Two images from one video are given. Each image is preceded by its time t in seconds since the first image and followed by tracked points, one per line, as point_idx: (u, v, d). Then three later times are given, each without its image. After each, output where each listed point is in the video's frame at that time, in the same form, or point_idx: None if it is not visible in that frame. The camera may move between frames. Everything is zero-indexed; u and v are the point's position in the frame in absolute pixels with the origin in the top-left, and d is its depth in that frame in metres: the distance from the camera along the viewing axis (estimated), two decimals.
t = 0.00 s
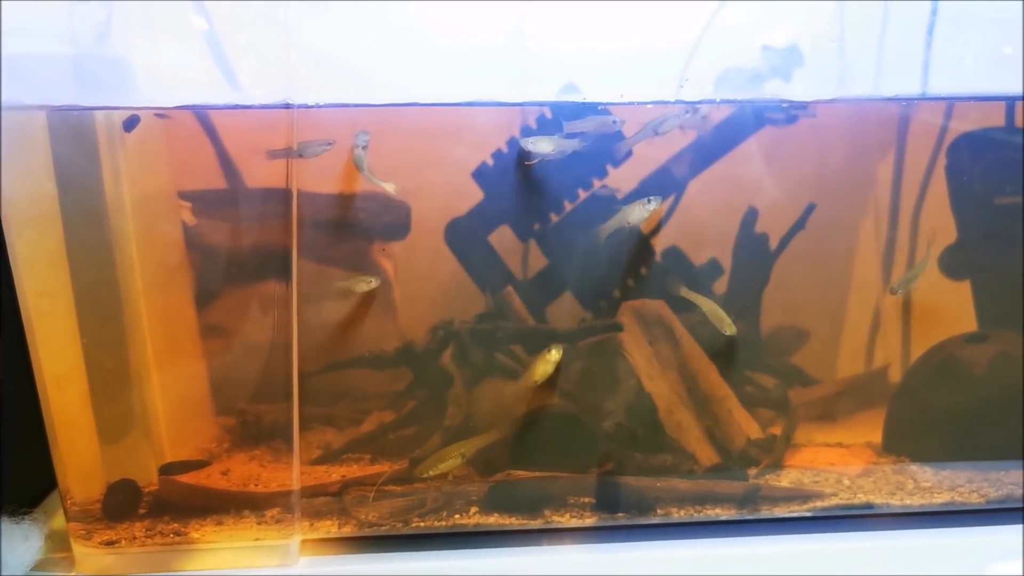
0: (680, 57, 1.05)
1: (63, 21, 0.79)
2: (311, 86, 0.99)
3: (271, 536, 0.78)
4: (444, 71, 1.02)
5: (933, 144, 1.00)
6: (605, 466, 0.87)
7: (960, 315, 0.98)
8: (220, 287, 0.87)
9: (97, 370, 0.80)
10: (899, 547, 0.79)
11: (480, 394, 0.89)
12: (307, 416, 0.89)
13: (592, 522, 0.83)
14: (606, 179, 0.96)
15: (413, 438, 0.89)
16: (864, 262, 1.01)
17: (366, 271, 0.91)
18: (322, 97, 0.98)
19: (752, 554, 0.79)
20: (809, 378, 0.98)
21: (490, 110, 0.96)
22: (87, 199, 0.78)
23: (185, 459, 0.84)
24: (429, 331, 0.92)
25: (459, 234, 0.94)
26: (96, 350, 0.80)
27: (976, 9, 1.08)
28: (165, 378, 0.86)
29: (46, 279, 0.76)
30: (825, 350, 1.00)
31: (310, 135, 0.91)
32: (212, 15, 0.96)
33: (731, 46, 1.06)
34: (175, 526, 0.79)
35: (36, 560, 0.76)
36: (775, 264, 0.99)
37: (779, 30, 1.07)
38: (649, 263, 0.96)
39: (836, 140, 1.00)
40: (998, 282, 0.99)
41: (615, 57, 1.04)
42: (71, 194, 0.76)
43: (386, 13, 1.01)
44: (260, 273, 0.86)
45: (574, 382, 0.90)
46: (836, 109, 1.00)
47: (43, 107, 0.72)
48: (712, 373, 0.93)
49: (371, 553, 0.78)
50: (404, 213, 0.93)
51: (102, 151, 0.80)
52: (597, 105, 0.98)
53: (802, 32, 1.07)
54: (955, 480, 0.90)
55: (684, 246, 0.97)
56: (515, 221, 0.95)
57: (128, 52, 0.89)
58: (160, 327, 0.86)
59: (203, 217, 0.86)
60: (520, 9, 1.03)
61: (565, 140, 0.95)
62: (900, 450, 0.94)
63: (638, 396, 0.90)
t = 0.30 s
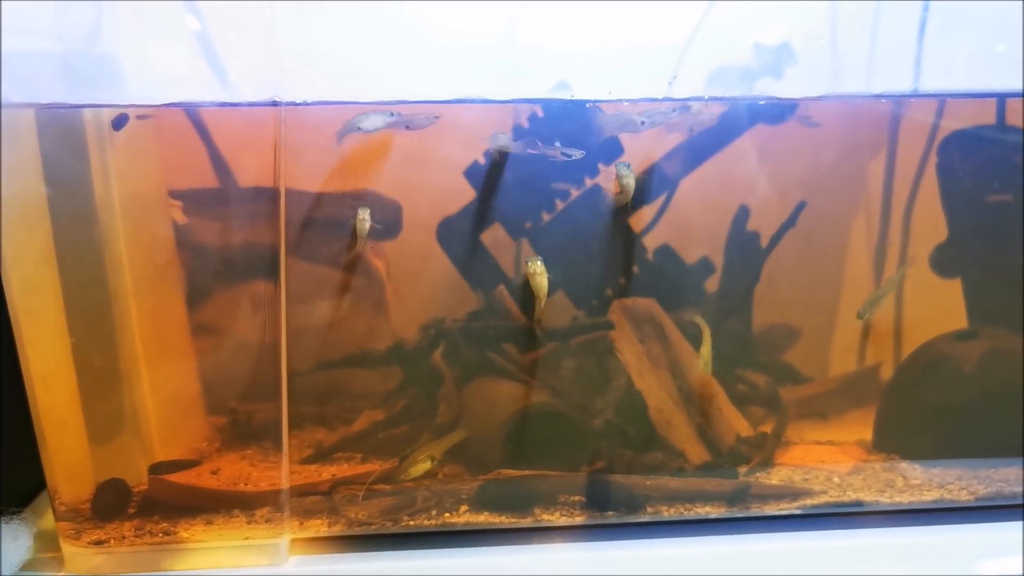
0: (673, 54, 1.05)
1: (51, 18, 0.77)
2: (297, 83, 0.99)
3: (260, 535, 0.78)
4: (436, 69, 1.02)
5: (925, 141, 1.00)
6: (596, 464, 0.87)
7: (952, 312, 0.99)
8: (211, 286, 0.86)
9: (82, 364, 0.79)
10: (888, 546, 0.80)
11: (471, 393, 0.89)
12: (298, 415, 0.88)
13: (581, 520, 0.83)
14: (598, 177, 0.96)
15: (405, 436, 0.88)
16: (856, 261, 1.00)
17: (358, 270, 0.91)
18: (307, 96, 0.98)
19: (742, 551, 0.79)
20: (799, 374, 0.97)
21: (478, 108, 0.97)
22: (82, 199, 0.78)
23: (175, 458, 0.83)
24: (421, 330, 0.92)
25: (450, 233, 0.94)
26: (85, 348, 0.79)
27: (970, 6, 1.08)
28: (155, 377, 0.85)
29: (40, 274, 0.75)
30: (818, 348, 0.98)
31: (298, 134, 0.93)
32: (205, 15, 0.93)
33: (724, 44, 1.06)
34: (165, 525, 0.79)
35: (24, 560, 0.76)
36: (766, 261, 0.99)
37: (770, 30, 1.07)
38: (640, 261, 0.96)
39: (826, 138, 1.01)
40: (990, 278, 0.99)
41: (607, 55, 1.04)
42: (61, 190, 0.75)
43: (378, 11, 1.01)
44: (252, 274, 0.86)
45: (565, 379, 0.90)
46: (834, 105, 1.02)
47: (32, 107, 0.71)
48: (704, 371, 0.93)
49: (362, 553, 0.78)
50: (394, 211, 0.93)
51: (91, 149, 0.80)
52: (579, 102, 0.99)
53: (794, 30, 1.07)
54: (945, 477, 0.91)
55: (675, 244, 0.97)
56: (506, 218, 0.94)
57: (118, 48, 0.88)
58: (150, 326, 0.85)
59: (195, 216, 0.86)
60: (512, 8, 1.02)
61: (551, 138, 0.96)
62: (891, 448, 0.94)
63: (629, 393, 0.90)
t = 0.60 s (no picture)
0: (656, 57, 1.05)
1: (32, 20, 0.75)
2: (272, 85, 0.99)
3: (241, 537, 0.79)
4: (422, 69, 1.02)
5: (908, 143, 1.01)
6: (577, 464, 0.87)
7: (934, 313, 0.99)
8: (194, 288, 0.86)
9: (58, 369, 0.77)
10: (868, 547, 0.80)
11: (453, 395, 0.90)
12: (281, 417, 0.88)
13: (563, 521, 0.84)
14: (581, 178, 0.96)
15: (388, 438, 0.88)
16: (839, 263, 1.02)
17: (343, 272, 0.91)
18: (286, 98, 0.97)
19: (720, 552, 0.79)
20: (783, 375, 0.98)
21: (456, 108, 0.97)
22: (59, 199, 0.75)
23: (156, 460, 0.83)
24: (405, 331, 0.92)
25: (435, 233, 0.94)
26: (65, 349, 0.77)
27: (952, 10, 1.09)
28: (136, 379, 0.85)
29: (20, 276, 0.70)
30: (802, 347, 1.00)
31: (277, 134, 0.92)
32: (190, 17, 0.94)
33: (709, 45, 1.06)
34: (145, 527, 0.79)
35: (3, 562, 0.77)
36: (749, 261, 0.99)
37: (756, 31, 1.07)
38: (626, 262, 0.96)
39: (816, 140, 1.01)
40: (973, 279, 0.99)
41: (592, 56, 1.05)
42: (42, 188, 0.72)
43: (364, 11, 1.01)
44: (232, 276, 0.86)
45: (547, 380, 0.90)
46: (813, 106, 1.01)
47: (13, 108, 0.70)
48: (685, 372, 0.94)
49: (343, 554, 0.78)
50: (378, 212, 0.93)
51: (71, 150, 0.78)
52: (564, 105, 0.99)
53: (778, 32, 1.07)
54: (925, 477, 0.91)
55: (660, 245, 0.97)
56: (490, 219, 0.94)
57: (100, 50, 0.90)
58: (130, 327, 0.85)
59: (177, 216, 0.86)
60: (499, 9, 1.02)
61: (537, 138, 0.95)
62: (871, 448, 0.95)
63: (611, 394, 0.90)
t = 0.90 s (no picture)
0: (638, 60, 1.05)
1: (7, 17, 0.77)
2: (250, 85, 0.97)
3: (220, 540, 0.80)
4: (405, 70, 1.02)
5: (888, 145, 1.02)
6: (558, 465, 0.88)
7: (914, 311, 1.00)
8: (178, 290, 0.86)
9: (37, 373, 0.76)
10: (843, 546, 0.81)
11: (434, 397, 0.89)
12: (262, 419, 0.88)
13: (542, 523, 0.85)
14: (564, 180, 0.96)
15: (369, 439, 0.87)
16: (821, 263, 1.03)
17: (326, 275, 0.92)
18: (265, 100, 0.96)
19: (696, 552, 0.80)
20: (766, 376, 0.98)
21: (436, 111, 0.96)
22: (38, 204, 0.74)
23: (137, 462, 0.84)
24: (387, 332, 0.92)
25: (419, 235, 0.94)
26: (42, 354, 0.76)
27: (934, 11, 1.09)
28: (117, 381, 0.85)
29: None
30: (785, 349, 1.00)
31: (253, 135, 0.90)
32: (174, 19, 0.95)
33: (692, 46, 1.06)
34: (124, 530, 0.80)
35: None
36: (731, 260, 1.00)
37: (741, 32, 1.08)
38: (609, 263, 0.96)
39: (793, 141, 1.01)
40: (952, 280, 0.99)
41: (577, 57, 1.05)
42: (25, 190, 0.73)
43: (351, 13, 1.01)
44: (213, 279, 0.86)
45: (529, 381, 0.91)
46: (795, 109, 1.01)
47: None
48: (665, 372, 0.94)
49: (322, 556, 0.80)
50: (360, 213, 0.93)
51: (50, 153, 0.77)
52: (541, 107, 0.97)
53: (762, 33, 1.08)
54: (903, 476, 0.92)
55: (643, 246, 0.97)
56: (474, 222, 0.94)
57: (82, 51, 0.89)
58: (109, 329, 0.84)
59: (159, 218, 0.86)
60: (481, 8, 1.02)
61: (519, 140, 0.94)
62: (851, 448, 0.95)
63: (592, 395, 0.90)
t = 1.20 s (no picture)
0: (623, 57, 1.04)
1: None
2: (227, 79, 0.96)
3: (199, 540, 0.79)
4: (391, 71, 1.01)
5: (872, 142, 1.02)
6: (540, 464, 0.88)
7: (895, 309, 1.00)
8: (157, 289, 0.86)
9: (12, 371, 0.78)
10: (824, 542, 0.81)
11: (416, 396, 0.90)
12: (240, 419, 0.87)
13: (523, 521, 0.84)
14: (547, 176, 0.97)
15: (351, 439, 0.88)
16: (809, 260, 1.01)
17: (310, 275, 0.91)
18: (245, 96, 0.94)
19: (676, 551, 0.80)
20: (750, 373, 0.97)
21: (413, 108, 0.95)
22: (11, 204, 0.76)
23: (115, 463, 0.83)
24: (369, 331, 0.91)
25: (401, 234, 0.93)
26: (15, 353, 0.78)
27: (917, 11, 1.10)
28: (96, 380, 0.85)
29: None
30: (770, 346, 0.99)
31: (230, 133, 0.90)
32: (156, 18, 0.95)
33: (678, 42, 1.06)
34: (102, 530, 0.79)
35: None
36: (711, 259, 0.99)
37: (726, 31, 1.07)
38: (593, 262, 0.95)
39: (785, 138, 1.01)
40: (931, 277, 1.00)
41: (561, 56, 1.04)
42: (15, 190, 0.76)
43: (332, 12, 1.01)
44: (192, 278, 0.86)
45: (511, 379, 0.91)
46: (777, 105, 1.01)
47: None
48: (648, 371, 0.94)
49: (299, 556, 0.78)
50: (343, 212, 0.92)
51: (26, 151, 0.78)
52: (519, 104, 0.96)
53: (746, 33, 1.07)
54: (885, 473, 0.92)
55: (626, 245, 0.96)
56: (459, 222, 0.94)
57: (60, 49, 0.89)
58: (89, 327, 0.84)
59: (139, 216, 0.85)
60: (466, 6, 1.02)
61: (503, 139, 0.95)
62: (832, 445, 0.96)
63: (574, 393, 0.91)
